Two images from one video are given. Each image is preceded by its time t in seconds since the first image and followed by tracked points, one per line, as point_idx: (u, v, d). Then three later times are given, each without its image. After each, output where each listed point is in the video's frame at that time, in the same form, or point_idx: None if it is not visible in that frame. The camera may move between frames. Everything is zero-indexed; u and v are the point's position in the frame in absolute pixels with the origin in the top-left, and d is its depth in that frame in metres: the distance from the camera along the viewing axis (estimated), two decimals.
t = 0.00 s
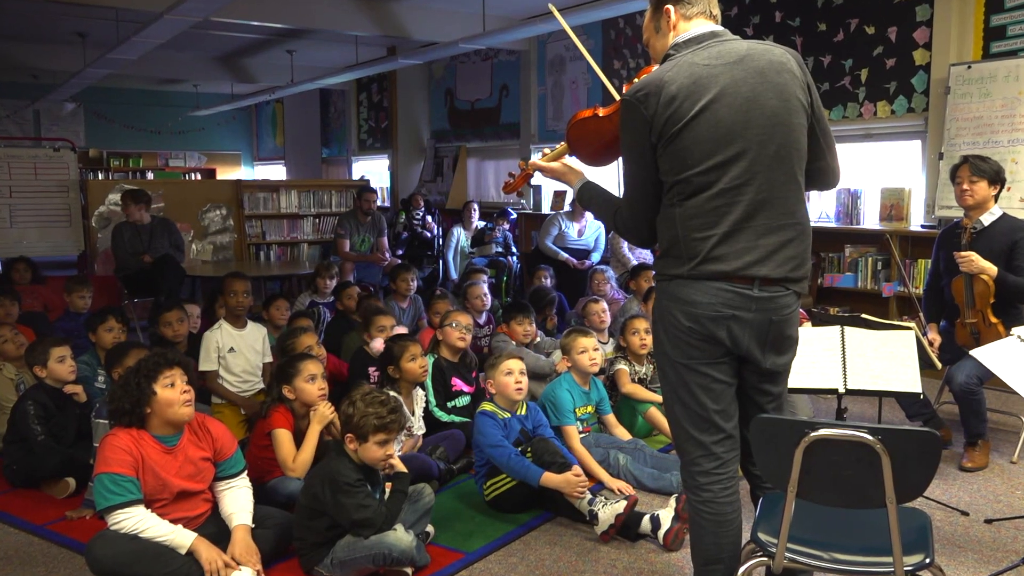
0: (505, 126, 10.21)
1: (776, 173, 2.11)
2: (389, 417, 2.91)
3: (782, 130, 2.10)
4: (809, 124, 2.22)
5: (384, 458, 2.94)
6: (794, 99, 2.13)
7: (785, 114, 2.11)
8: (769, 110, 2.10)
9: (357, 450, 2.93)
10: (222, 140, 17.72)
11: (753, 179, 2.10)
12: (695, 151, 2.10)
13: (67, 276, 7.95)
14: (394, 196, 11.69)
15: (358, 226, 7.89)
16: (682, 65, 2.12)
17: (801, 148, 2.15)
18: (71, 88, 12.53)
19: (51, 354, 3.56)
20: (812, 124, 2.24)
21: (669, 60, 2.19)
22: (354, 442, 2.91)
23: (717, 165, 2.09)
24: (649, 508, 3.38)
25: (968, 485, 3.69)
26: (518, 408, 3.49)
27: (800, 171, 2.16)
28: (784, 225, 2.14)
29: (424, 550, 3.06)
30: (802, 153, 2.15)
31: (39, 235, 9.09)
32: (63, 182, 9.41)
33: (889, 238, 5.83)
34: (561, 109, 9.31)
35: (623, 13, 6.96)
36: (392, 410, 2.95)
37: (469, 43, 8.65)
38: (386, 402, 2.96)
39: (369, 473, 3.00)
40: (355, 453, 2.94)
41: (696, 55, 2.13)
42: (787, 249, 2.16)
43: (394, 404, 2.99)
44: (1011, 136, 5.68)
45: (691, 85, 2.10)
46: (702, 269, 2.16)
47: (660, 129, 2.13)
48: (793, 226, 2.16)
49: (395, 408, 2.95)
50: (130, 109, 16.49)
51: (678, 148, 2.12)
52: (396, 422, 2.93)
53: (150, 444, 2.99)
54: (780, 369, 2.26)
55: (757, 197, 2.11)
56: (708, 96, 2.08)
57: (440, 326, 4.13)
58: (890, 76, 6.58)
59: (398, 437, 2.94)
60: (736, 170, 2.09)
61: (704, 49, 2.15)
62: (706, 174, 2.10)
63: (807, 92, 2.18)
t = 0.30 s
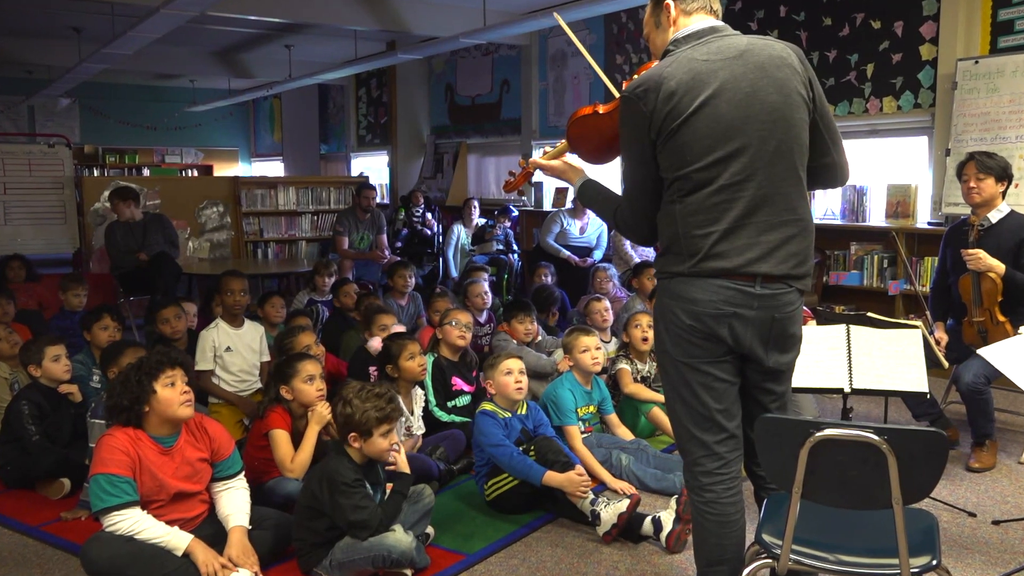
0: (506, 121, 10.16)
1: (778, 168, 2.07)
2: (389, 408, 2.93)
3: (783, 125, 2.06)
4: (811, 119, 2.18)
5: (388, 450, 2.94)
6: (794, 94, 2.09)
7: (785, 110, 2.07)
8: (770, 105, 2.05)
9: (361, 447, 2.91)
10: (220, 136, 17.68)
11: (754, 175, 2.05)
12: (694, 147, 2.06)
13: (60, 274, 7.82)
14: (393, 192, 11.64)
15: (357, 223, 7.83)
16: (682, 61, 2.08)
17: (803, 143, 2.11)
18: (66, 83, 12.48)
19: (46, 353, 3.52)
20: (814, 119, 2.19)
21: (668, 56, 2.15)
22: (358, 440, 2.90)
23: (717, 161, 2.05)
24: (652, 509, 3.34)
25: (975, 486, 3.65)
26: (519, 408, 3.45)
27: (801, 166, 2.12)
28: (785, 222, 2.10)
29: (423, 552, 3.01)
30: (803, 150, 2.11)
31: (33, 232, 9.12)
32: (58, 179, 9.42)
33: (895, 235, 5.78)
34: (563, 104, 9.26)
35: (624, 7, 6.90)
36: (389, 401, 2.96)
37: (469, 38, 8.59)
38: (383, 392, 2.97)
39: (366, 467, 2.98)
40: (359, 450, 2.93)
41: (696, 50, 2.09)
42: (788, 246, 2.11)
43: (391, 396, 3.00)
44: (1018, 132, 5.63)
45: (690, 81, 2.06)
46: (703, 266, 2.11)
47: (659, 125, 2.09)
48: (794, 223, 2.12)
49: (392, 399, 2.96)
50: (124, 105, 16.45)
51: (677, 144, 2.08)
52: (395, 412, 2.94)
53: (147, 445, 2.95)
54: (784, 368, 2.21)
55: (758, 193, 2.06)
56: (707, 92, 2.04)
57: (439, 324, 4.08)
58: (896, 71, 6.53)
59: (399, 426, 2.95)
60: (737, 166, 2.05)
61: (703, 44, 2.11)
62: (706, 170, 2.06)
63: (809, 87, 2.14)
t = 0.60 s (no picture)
0: (508, 116, 10.09)
1: (781, 163, 2.01)
2: (382, 399, 2.92)
3: (786, 119, 2.00)
4: (817, 113, 2.12)
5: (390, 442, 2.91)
6: (799, 87, 2.03)
7: (789, 103, 2.01)
8: (773, 99, 2.00)
9: (365, 443, 2.88)
10: (215, 129, 17.59)
11: (757, 170, 2.00)
12: (696, 141, 2.01)
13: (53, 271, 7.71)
14: (392, 188, 11.57)
15: (355, 219, 7.76)
16: (682, 55, 2.04)
17: (807, 138, 2.05)
18: (60, 77, 12.40)
19: (38, 351, 3.47)
20: (820, 114, 2.13)
21: (669, 51, 2.10)
22: (361, 436, 2.87)
23: (719, 155, 2.00)
24: (654, 510, 3.29)
25: (985, 487, 3.60)
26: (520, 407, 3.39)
27: (806, 161, 2.06)
28: (789, 218, 2.05)
29: (423, 554, 2.96)
30: (808, 145, 2.05)
31: (26, 228, 9.04)
32: (50, 175, 9.35)
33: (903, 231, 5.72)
34: (565, 98, 9.20)
35: None
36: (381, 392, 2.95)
37: (470, 30, 8.53)
38: (375, 384, 2.97)
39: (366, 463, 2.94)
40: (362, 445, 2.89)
41: (697, 44, 2.04)
42: (792, 242, 2.06)
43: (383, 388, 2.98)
44: None
45: (690, 75, 2.01)
46: (706, 262, 2.06)
47: (660, 121, 2.04)
48: (799, 219, 2.06)
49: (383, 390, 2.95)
50: (120, 100, 16.37)
51: (678, 138, 2.02)
52: (388, 402, 2.93)
53: (144, 445, 2.89)
54: (790, 366, 2.15)
55: (761, 189, 2.01)
56: (708, 86, 1.99)
57: (439, 322, 4.03)
58: (904, 64, 6.47)
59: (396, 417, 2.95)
60: (740, 161, 2.00)
61: (705, 38, 2.06)
62: (708, 165, 2.01)
63: (813, 80, 2.08)
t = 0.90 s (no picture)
0: (510, 108, 10.02)
1: (787, 156, 1.94)
2: (374, 394, 2.88)
3: (792, 111, 1.93)
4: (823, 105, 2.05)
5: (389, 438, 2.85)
6: (805, 78, 1.96)
7: (795, 94, 1.94)
8: (778, 90, 1.93)
9: (363, 441, 2.82)
10: (211, 122, 17.49)
11: (762, 163, 1.93)
12: (700, 134, 1.94)
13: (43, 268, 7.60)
14: (391, 183, 11.49)
15: (353, 214, 7.69)
16: (685, 46, 1.97)
17: (814, 130, 1.98)
18: (53, 68, 12.29)
19: (29, 349, 3.41)
20: (826, 107, 2.06)
21: (671, 42, 2.03)
22: (357, 433, 2.81)
23: (723, 149, 1.93)
24: (658, 512, 3.22)
25: (998, 489, 3.52)
26: (523, 407, 3.32)
27: (813, 154, 1.99)
28: (796, 213, 1.97)
29: (423, 557, 2.89)
30: (814, 137, 1.98)
31: (17, 223, 8.99)
32: (42, 168, 9.28)
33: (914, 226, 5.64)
34: (568, 90, 9.13)
35: None
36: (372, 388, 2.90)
37: (471, 21, 8.45)
38: (360, 379, 2.94)
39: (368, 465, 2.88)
40: (359, 443, 2.83)
41: (700, 36, 1.97)
42: (799, 237, 1.98)
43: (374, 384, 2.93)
44: None
45: (694, 66, 1.94)
46: (711, 258, 1.98)
47: (663, 114, 1.97)
48: (806, 213, 1.99)
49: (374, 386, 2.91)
50: (115, 93, 16.32)
51: (682, 131, 1.96)
52: (380, 395, 2.89)
53: (138, 445, 2.82)
54: (798, 364, 2.08)
55: (766, 182, 1.94)
56: (711, 78, 1.92)
57: (439, 320, 3.97)
58: (915, 55, 6.40)
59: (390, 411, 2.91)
60: (744, 154, 1.93)
61: (708, 29, 1.99)
62: (713, 158, 1.94)
63: (820, 72, 2.01)
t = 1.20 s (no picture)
0: (511, 100, 9.93)
1: (795, 148, 1.86)
2: (370, 392, 2.80)
3: (799, 101, 1.85)
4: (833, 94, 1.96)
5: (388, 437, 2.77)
6: (811, 67, 1.88)
7: (802, 84, 1.86)
8: (784, 79, 1.85)
9: (360, 439, 2.75)
10: (204, 115, 17.24)
11: (769, 154, 1.85)
12: (704, 126, 1.86)
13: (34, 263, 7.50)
14: (389, 176, 11.39)
15: (351, 209, 7.58)
16: (688, 38, 1.90)
17: (823, 121, 1.90)
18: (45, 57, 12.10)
19: (17, 347, 3.37)
20: (837, 96, 1.97)
21: (674, 35, 1.96)
22: (354, 432, 2.74)
23: (728, 140, 1.85)
24: (662, 515, 3.14)
25: (1012, 490, 3.45)
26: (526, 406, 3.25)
27: (822, 145, 1.91)
28: (805, 206, 1.89)
29: (422, 560, 2.81)
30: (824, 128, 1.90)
31: (6, 220, 9.00)
32: (32, 162, 9.17)
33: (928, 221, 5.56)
34: (571, 81, 9.04)
35: None
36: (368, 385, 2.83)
37: (472, 11, 8.35)
38: (354, 376, 2.86)
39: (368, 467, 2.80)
40: (356, 442, 2.76)
41: (702, 27, 1.90)
42: (809, 230, 1.90)
43: (370, 382, 2.86)
44: None
45: (697, 57, 1.87)
46: (717, 253, 1.91)
47: (665, 108, 1.90)
48: (815, 206, 1.90)
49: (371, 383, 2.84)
50: (108, 83, 16.01)
51: (686, 124, 1.88)
52: (374, 390, 2.82)
53: (129, 445, 2.75)
54: (807, 362, 2.00)
55: (774, 174, 1.86)
56: (715, 69, 1.85)
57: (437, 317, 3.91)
58: (928, 46, 6.29)
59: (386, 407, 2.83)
60: (751, 146, 1.85)
61: (711, 19, 1.92)
62: (717, 150, 1.87)
63: (828, 61, 1.93)
